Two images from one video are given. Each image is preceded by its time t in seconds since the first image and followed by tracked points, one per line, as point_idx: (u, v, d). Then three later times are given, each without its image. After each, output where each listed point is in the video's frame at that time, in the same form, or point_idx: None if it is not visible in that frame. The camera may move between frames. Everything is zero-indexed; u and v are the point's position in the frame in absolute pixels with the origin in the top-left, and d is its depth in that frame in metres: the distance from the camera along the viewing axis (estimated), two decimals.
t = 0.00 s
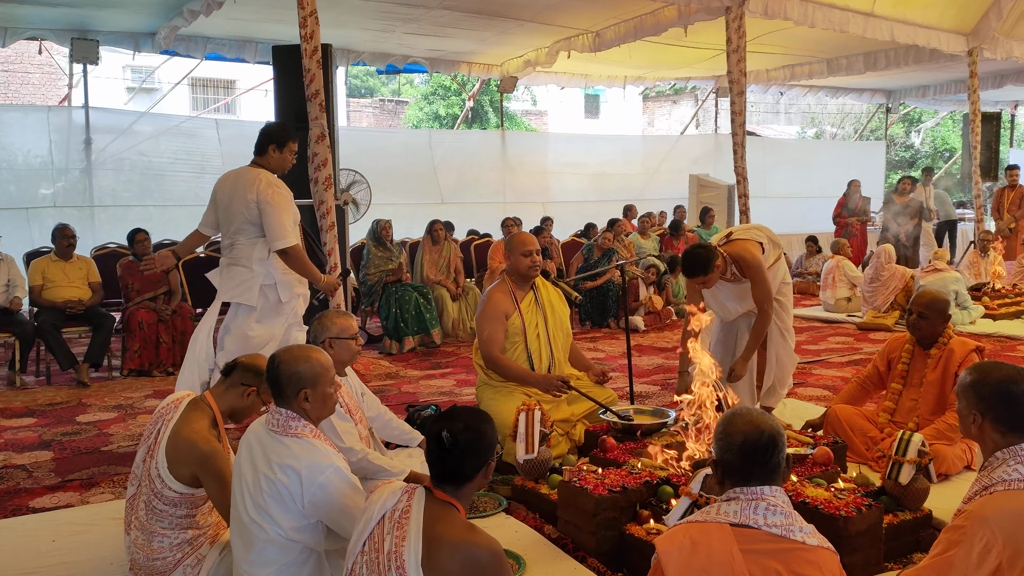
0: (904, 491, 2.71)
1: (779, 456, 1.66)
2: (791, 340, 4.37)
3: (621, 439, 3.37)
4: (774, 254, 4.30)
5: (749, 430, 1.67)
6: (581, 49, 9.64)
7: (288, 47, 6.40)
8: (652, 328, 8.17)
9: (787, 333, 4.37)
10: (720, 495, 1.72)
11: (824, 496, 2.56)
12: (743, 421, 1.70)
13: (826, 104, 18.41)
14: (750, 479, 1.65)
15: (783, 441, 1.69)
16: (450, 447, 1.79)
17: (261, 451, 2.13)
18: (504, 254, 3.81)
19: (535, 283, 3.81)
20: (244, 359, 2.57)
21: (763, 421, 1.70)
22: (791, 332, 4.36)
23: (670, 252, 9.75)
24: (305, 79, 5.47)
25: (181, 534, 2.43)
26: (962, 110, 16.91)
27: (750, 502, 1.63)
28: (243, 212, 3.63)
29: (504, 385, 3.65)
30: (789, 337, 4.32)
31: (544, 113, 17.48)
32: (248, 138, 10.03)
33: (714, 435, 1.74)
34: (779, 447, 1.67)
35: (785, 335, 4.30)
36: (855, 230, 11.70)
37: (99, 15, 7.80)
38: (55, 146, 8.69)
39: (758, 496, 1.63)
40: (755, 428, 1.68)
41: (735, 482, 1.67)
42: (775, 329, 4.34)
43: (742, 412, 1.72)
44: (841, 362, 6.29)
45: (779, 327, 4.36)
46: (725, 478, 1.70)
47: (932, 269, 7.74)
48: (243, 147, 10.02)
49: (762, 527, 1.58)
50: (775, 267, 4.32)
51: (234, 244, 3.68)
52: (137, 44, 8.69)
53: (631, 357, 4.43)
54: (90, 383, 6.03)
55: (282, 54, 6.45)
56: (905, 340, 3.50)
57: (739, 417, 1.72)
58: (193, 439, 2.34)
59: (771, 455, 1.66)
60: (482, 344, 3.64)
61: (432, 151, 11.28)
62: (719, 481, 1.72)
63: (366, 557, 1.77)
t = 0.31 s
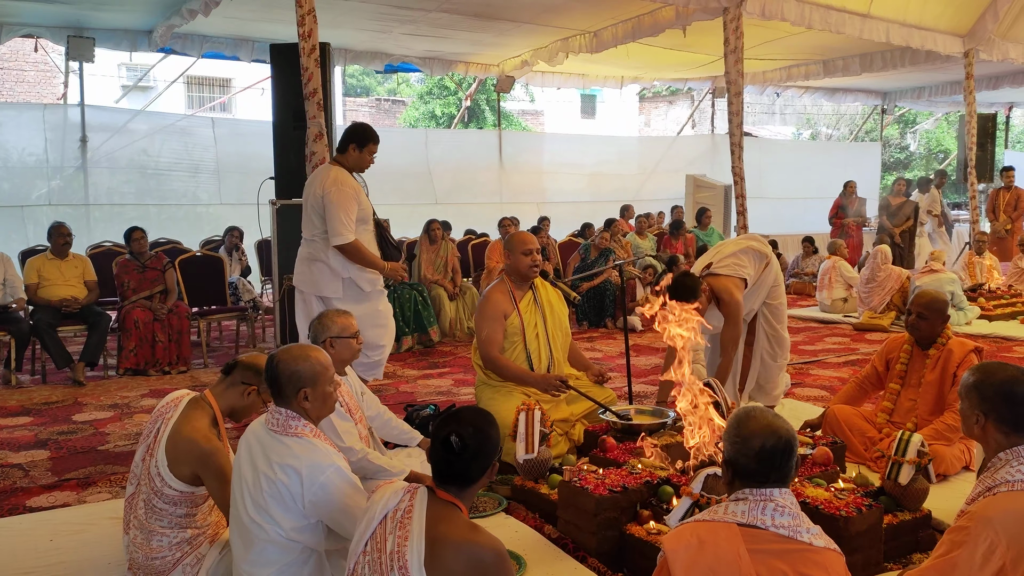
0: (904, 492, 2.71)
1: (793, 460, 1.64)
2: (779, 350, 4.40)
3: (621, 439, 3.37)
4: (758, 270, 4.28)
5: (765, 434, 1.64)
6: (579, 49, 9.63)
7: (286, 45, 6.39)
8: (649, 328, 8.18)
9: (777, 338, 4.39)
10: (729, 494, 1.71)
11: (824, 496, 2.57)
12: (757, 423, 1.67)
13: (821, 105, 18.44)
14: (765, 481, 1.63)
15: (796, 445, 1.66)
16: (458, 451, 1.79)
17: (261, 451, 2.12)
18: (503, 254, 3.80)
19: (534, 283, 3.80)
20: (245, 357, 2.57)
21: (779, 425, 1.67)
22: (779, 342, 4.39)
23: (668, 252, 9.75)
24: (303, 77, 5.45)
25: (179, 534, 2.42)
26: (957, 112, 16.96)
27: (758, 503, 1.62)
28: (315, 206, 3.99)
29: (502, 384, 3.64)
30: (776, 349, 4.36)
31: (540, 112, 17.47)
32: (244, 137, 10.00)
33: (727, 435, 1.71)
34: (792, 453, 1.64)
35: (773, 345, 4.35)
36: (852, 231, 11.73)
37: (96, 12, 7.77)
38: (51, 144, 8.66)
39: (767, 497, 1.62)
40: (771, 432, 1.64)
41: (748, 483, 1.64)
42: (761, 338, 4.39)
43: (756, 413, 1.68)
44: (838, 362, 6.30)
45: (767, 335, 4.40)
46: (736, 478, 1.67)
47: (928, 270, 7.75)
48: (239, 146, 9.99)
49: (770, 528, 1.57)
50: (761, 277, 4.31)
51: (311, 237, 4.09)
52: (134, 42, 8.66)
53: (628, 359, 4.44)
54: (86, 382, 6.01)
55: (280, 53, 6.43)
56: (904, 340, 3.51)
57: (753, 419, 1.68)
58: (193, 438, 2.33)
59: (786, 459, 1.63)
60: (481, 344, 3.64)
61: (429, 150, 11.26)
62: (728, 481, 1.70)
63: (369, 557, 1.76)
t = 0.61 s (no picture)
0: (906, 495, 2.69)
1: (804, 465, 1.62)
2: (779, 353, 4.38)
3: (622, 441, 3.35)
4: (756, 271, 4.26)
5: (775, 438, 1.62)
6: (580, 50, 9.62)
7: (287, 45, 6.38)
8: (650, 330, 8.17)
9: (777, 340, 4.38)
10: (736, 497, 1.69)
11: (827, 499, 2.55)
12: (766, 427, 1.65)
13: (822, 106, 18.43)
14: (774, 486, 1.60)
15: (806, 449, 1.64)
16: (462, 456, 1.77)
17: (261, 452, 2.11)
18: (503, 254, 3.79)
19: (535, 284, 3.79)
20: (244, 358, 2.56)
21: (789, 429, 1.65)
22: (778, 344, 4.38)
23: (669, 253, 9.74)
24: (304, 77, 5.45)
25: (178, 535, 2.41)
26: (959, 113, 16.92)
27: (766, 507, 1.60)
28: (393, 217, 4.21)
29: (503, 386, 3.63)
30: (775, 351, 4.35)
31: (541, 113, 17.44)
32: (245, 137, 9.99)
33: (737, 438, 1.69)
34: (803, 457, 1.62)
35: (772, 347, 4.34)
36: (853, 232, 11.72)
37: (96, 13, 7.77)
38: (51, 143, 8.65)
39: (775, 502, 1.60)
40: (781, 436, 1.62)
41: (756, 488, 1.63)
42: (761, 340, 4.38)
43: (767, 417, 1.66)
44: (839, 363, 6.29)
45: (767, 337, 4.39)
46: (744, 482, 1.65)
47: (930, 272, 7.73)
48: (240, 145, 9.97)
49: (778, 533, 1.56)
50: (761, 278, 4.29)
51: (393, 247, 4.31)
52: (135, 43, 8.66)
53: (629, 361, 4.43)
54: (86, 382, 6.00)
55: (280, 53, 6.43)
56: (906, 343, 3.50)
57: (764, 422, 1.66)
58: (193, 439, 2.33)
59: (795, 464, 1.61)
60: (481, 346, 3.63)
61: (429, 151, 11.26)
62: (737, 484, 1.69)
63: (369, 560, 1.75)
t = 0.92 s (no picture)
0: (915, 501, 2.65)
1: (812, 472, 1.58)
2: (789, 356, 4.33)
3: (628, 445, 3.33)
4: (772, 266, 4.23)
5: (783, 444, 1.59)
6: (588, 52, 9.60)
7: (294, 46, 6.38)
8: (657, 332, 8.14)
9: (787, 343, 4.33)
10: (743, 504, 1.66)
11: (835, 506, 2.52)
12: (774, 434, 1.62)
13: (831, 108, 18.35)
14: (781, 493, 1.58)
15: (815, 456, 1.61)
16: (466, 462, 1.75)
17: (264, 456, 2.10)
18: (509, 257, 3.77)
19: (540, 287, 3.77)
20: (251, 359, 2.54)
21: (798, 436, 1.61)
22: (788, 345, 4.33)
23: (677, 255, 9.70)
24: (311, 78, 5.45)
25: (181, 538, 2.39)
26: (969, 115, 16.81)
27: (773, 516, 1.57)
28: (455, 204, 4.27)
29: (507, 389, 3.61)
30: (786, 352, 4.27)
31: (549, 114, 17.43)
32: (253, 138, 10.00)
33: (744, 444, 1.66)
34: (811, 464, 1.59)
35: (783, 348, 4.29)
36: (862, 235, 11.66)
37: (105, 14, 7.79)
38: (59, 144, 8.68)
39: (783, 510, 1.56)
40: (789, 443, 1.59)
41: (763, 495, 1.59)
42: (771, 342, 4.32)
43: (774, 423, 1.63)
44: (847, 367, 6.25)
45: (777, 339, 4.34)
46: (751, 489, 1.62)
47: (939, 275, 7.68)
48: (248, 147, 9.98)
49: (785, 542, 1.53)
50: (773, 276, 4.27)
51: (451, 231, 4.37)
52: (143, 44, 8.68)
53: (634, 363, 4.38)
54: (92, 383, 6.01)
55: (288, 55, 6.44)
56: (916, 347, 3.46)
57: (772, 428, 1.63)
58: (198, 441, 2.31)
59: (804, 471, 1.58)
60: (485, 349, 3.60)
61: (436, 153, 11.25)
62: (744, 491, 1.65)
63: (370, 565, 1.73)
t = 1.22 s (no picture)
0: (927, 506, 2.61)
1: (818, 477, 1.54)
2: (803, 355, 4.29)
3: (635, 447, 3.30)
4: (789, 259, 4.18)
5: (787, 449, 1.54)
6: (599, 51, 9.57)
7: (305, 45, 6.38)
8: (668, 333, 8.10)
9: (800, 341, 4.28)
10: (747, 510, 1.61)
11: (845, 510, 2.49)
12: (778, 438, 1.57)
13: (846, 107, 18.21)
14: (785, 500, 1.53)
15: (821, 461, 1.56)
16: (468, 465, 1.74)
17: (267, 456, 2.08)
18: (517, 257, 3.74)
19: (548, 286, 3.75)
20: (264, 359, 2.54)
21: (802, 440, 1.56)
22: (801, 344, 4.28)
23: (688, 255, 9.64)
24: (321, 76, 5.45)
25: (187, 537, 2.39)
26: (986, 114, 16.63)
27: (778, 522, 1.53)
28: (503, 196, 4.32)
29: (515, 389, 3.59)
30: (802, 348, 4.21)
31: (561, 113, 17.40)
32: (265, 136, 10.02)
33: (746, 449, 1.61)
34: (817, 469, 1.54)
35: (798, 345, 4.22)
36: (876, 235, 11.56)
37: (118, 14, 7.83)
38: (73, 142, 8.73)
39: (787, 517, 1.52)
40: (793, 447, 1.54)
41: (766, 502, 1.55)
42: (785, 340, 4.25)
43: (778, 427, 1.58)
44: (860, 369, 6.19)
45: (790, 337, 4.28)
46: (755, 495, 1.57)
47: (954, 276, 7.59)
48: (259, 145, 10.01)
49: (790, 549, 1.48)
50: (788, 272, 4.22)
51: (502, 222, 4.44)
52: (155, 43, 8.72)
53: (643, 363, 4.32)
54: (103, 380, 6.04)
55: (299, 53, 6.44)
56: (929, 349, 3.41)
57: (775, 432, 1.58)
58: (210, 440, 2.30)
59: (809, 476, 1.53)
60: (492, 350, 3.58)
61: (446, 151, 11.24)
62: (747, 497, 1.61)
63: (372, 568, 1.72)
